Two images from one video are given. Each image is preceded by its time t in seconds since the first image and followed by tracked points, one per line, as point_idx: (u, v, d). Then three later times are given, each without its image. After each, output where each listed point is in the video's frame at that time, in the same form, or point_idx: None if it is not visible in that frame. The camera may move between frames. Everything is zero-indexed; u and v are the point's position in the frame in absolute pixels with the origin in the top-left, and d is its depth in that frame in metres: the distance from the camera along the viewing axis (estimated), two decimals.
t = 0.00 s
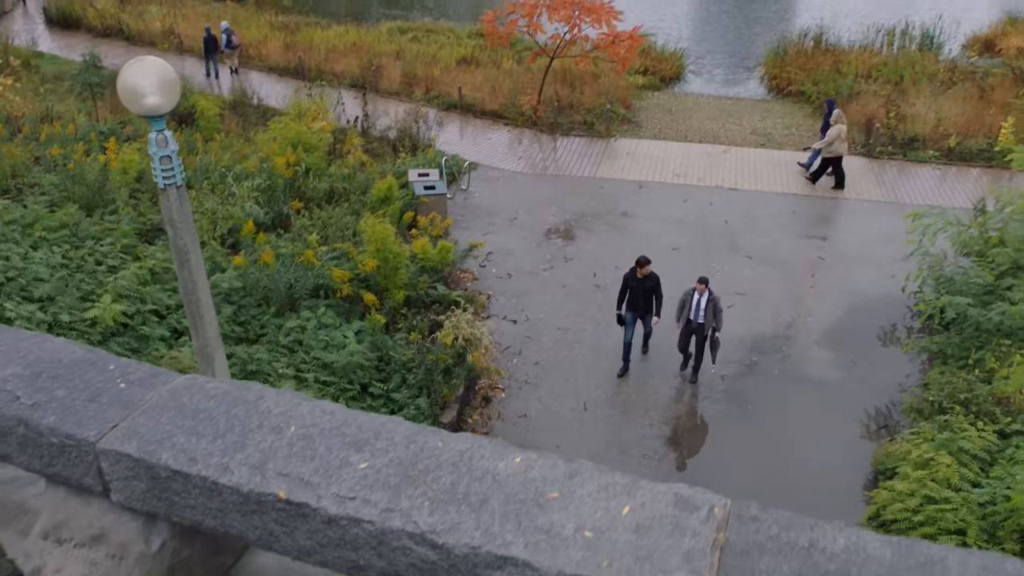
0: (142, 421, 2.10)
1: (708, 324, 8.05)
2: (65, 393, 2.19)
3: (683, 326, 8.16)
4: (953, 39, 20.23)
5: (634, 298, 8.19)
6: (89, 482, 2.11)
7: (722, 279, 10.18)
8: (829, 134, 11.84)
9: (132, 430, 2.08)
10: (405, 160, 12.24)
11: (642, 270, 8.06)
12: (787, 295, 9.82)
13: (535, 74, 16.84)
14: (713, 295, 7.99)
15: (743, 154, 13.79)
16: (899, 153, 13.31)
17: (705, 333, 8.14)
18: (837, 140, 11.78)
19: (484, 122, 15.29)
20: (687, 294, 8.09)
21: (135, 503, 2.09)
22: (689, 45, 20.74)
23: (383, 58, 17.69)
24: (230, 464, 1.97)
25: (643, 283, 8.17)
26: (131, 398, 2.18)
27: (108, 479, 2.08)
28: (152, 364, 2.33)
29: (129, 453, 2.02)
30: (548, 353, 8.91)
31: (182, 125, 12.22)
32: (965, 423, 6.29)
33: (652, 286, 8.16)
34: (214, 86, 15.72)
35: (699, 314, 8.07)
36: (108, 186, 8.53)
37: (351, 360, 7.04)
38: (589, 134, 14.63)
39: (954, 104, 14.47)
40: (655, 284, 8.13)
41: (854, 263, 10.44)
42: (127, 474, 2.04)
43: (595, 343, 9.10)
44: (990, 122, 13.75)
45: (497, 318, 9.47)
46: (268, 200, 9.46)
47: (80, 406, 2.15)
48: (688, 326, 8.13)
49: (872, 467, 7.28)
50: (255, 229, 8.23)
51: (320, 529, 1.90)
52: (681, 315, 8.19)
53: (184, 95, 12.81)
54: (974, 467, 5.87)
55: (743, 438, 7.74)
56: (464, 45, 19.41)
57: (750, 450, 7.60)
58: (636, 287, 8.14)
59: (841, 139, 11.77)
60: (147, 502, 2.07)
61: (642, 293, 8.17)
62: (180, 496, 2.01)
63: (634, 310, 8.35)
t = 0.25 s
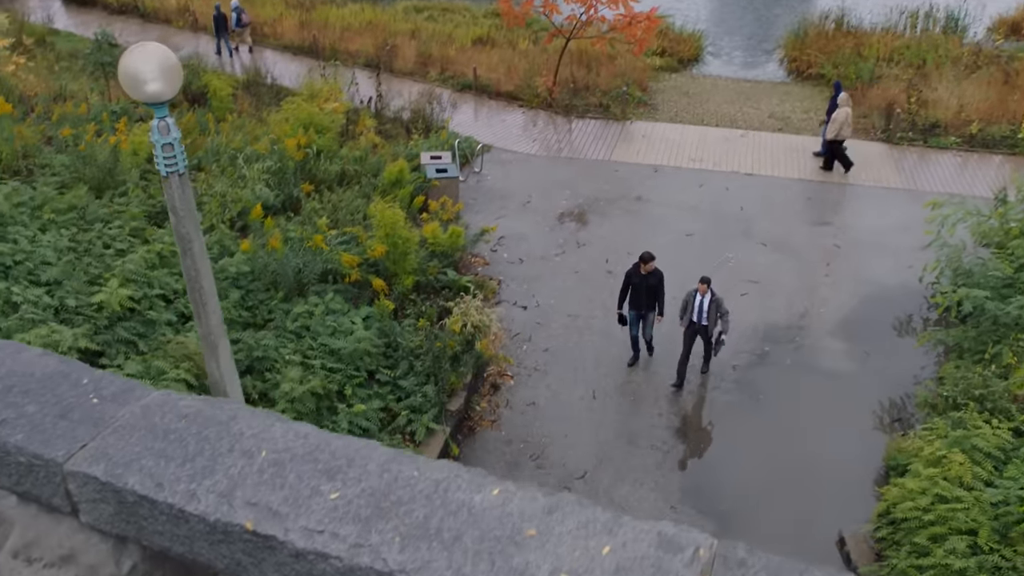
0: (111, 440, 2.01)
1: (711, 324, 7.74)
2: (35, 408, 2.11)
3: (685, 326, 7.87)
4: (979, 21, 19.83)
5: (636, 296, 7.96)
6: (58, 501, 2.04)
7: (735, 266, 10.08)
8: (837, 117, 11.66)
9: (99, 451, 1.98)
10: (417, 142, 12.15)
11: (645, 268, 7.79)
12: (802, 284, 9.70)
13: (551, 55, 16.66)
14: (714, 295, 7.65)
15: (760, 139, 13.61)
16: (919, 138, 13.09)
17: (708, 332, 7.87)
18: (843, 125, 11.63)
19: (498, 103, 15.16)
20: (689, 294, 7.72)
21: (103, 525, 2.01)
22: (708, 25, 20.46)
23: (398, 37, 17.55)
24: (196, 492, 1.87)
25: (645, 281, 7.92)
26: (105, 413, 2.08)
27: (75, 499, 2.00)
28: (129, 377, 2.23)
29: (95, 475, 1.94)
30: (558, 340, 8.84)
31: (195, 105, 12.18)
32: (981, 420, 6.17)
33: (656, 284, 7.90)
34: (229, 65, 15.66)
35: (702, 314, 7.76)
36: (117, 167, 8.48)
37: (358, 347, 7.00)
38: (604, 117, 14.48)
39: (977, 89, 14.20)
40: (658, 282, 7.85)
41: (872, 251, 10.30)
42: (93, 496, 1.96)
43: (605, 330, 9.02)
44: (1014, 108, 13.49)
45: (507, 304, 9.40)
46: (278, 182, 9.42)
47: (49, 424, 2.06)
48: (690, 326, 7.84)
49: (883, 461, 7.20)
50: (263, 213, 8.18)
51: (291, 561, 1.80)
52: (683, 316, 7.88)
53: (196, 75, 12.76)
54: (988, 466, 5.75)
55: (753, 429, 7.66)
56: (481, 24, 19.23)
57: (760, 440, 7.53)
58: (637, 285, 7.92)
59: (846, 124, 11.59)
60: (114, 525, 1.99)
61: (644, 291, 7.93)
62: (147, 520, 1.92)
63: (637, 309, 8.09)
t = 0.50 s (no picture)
0: (80, 455, 1.97)
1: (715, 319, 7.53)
2: (6, 419, 2.07)
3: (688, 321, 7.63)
4: None
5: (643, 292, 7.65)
6: (27, 513, 2.01)
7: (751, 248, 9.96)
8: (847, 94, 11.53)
9: (67, 466, 1.95)
10: (433, 117, 12.04)
11: (653, 263, 7.44)
12: (819, 268, 9.57)
13: (571, 29, 16.43)
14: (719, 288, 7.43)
15: (781, 117, 13.40)
16: (944, 119, 12.84)
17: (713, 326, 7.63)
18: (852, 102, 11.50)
19: (516, 78, 15.00)
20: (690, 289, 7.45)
21: (72, 539, 1.98)
22: None
23: (416, 9, 17.36)
24: (161, 514, 1.84)
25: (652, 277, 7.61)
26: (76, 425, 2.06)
27: (43, 514, 1.97)
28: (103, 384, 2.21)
29: (60, 491, 1.90)
30: (570, 322, 8.78)
31: (211, 78, 12.11)
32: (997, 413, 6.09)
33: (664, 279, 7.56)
34: (246, 36, 15.56)
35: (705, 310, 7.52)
36: (130, 141, 8.45)
37: (367, 327, 6.98)
38: (622, 93, 14.29)
39: (1005, 69, 13.89)
40: (666, 278, 7.51)
41: (892, 234, 10.15)
42: (59, 513, 1.93)
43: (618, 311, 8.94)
44: None
45: (520, 284, 9.34)
46: (291, 158, 9.37)
47: (19, 435, 2.03)
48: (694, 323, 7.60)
49: (896, 451, 7.12)
50: (272, 191, 8.13)
51: None
52: (686, 311, 7.64)
53: (212, 47, 12.69)
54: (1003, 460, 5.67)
55: (765, 414, 7.60)
56: None
57: (772, 425, 7.48)
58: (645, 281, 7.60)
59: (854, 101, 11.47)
60: (82, 541, 1.96)
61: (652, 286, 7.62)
62: (114, 539, 1.89)
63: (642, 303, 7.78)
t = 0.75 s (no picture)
0: (50, 459, 1.97)
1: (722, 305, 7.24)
2: None
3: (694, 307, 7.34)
4: None
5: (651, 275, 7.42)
6: None
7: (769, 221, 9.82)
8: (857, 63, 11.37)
9: (38, 471, 1.94)
10: (450, 82, 11.91)
11: (661, 248, 7.26)
12: (837, 241, 9.43)
13: None
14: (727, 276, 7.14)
15: (805, 86, 13.14)
16: (972, 90, 12.54)
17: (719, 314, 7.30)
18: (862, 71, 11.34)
19: (535, 42, 14.78)
20: (695, 273, 7.19)
21: (43, 544, 1.97)
22: None
23: None
24: (127, 525, 1.84)
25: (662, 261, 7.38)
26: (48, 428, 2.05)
27: (14, 521, 1.96)
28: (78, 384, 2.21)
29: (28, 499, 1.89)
30: (583, 293, 8.71)
31: (227, 39, 12.01)
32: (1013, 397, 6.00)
33: (672, 264, 7.36)
34: None
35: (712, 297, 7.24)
36: (144, 104, 8.40)
37: (377, 297, 6.95)
38: (643, 59, 14.05)
39: None
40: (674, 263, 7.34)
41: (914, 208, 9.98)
42: (28, 520, 1.93)
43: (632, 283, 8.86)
44: None
45: (533, 253, 9.27)
46: (305, 123, 9.31)
47: None
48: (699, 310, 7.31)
49: (909, 430, 7.06)
50: (283, 157, 8.07)
51: None
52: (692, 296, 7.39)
53: (229, 8, 12.58)
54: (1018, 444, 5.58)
55: (778, 390, 7.55)
56: None
57: (784, 401, 7.43)
58: (654, 264, 7.38)
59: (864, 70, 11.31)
60: (52, 546, 1.96)
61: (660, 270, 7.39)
62: (80, 548, 1.89)
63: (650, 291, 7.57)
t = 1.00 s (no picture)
0: (17, 466, 1.99)
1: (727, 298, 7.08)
2: None
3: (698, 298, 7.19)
4: None
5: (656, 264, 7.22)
6: None
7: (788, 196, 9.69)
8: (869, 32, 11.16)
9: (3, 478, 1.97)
10: (469, 47, 11.78)
11: (667, 236, 7.02)
12: (857, 219, 9.30)
13: None
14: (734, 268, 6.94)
15: (830, 57, 12.89)
16: (1004, 63, 12.27)
17: (725, 305, 7.18)
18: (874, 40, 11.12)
19: (557, 6, 14.55)
20: (703, 265, 7.00)
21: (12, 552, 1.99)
22: None
23: None
24: (85, 538, 1.84)
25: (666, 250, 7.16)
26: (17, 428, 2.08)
27: None
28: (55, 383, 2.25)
29: None
30: (597, 266, 8.66)
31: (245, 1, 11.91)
32: None
33: (678, 253, 7.15)
34: None
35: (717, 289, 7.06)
36: (159, 68, 8.38)
37: (387, 268, 6.95)
38: (666, 26, 13.81)
39: None
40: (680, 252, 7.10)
41: (937, 185, 9.82)
42: None
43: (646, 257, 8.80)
44: None
45: (548, 225, 9.22)
46: (320, 89, 9.26)
47: None
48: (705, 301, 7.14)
49: (921, 413, 7.01)
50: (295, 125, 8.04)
51: None
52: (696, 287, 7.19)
53: None
54: None
55: (790, 368, 7.51)
56: None
57: (796, 379, 7.40)
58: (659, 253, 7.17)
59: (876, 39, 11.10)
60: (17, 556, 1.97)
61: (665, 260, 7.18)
62: (42, 561, 1.87)
63: (656, 276, 7.39)
